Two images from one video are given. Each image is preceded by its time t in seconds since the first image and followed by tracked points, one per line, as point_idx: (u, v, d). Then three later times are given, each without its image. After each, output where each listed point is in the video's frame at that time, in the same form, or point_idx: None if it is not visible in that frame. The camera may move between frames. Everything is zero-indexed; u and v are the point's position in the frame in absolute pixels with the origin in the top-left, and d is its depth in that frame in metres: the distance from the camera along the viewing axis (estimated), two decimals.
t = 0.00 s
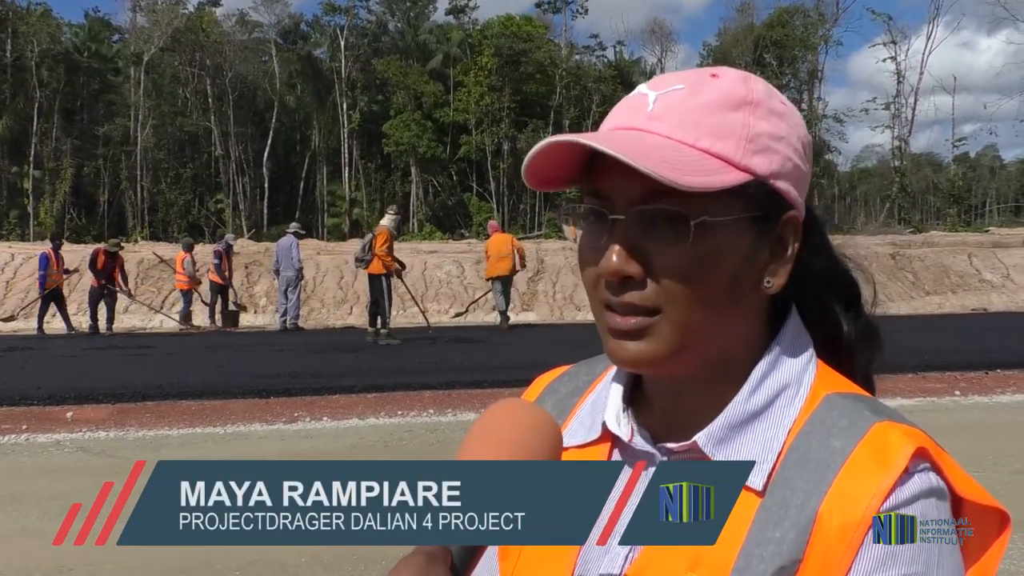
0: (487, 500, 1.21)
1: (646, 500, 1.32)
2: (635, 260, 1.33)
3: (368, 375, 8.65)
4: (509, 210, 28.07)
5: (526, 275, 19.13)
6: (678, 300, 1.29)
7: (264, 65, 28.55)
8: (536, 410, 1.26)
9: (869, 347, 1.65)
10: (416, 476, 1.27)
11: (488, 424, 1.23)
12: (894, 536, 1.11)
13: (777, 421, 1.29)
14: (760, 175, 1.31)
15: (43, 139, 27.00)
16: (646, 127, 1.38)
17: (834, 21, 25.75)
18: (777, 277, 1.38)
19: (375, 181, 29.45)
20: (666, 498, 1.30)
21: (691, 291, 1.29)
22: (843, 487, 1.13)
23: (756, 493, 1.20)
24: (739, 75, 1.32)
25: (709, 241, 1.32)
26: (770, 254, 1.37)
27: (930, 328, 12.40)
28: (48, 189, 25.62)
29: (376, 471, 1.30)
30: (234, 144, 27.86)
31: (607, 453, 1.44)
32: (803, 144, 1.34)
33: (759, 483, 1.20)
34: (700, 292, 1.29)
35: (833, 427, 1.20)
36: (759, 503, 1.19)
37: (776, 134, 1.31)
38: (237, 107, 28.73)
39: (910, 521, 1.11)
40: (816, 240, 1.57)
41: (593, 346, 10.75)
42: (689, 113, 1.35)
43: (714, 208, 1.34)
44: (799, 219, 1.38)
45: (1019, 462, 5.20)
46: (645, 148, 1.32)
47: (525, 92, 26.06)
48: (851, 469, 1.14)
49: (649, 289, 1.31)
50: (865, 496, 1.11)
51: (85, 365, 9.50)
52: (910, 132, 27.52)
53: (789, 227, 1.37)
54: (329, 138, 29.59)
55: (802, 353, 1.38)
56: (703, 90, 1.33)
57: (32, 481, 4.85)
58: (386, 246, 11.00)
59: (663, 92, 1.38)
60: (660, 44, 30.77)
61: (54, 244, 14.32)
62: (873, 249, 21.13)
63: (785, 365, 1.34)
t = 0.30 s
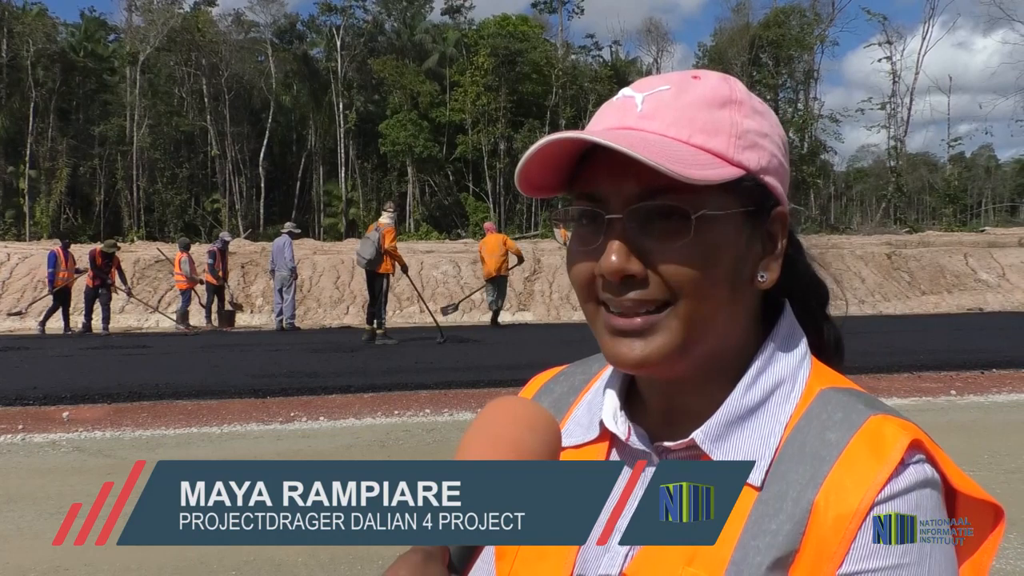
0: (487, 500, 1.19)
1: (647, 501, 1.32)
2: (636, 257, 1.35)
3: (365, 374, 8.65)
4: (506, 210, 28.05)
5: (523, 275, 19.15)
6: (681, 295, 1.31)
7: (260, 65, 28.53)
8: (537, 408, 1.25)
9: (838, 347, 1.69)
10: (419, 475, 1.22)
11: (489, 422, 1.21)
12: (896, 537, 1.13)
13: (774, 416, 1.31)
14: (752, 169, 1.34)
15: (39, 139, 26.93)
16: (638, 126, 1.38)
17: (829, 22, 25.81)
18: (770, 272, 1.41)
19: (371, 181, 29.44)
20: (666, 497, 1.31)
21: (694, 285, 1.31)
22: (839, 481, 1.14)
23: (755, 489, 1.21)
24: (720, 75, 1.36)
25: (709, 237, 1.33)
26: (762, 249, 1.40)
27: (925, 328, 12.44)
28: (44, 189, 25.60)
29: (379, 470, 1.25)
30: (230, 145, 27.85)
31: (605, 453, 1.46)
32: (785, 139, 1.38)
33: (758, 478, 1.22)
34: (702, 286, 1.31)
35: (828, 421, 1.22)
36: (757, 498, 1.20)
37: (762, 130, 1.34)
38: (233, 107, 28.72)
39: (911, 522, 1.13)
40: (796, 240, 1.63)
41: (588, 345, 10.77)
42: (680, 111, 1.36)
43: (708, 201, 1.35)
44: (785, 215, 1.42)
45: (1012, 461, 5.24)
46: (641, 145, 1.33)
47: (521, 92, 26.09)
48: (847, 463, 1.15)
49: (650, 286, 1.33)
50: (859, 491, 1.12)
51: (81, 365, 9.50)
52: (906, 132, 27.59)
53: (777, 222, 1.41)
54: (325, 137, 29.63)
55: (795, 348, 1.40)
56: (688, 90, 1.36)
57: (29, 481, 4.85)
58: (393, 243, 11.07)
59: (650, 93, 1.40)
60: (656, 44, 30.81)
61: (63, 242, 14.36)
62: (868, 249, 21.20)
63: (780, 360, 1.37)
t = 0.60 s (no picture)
0: (487, 499, 1.20)
1: (645, 501, 1.32)
2: (629, 267, 1.36)
3: (364, 374, 8.67)
4: (506, 210, 28.07)
5: (523, 275, 19.15)
6: (675, 301, 1.32)
7: (260, 65, 28.51)
8: (528, 407, 1.28)
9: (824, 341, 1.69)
10: (418, 476, 1.22)
11: (485, 420, 1.24)
12: (895, 537, 1.14)
13: (766, 415, 1.32)
14: (740, 169, 1.34)
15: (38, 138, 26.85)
16: (624, 134, 1.39)
17: (829, 22, 25.82)
18: (759, 269, 1.43)
19: (371, 181, 29.46)
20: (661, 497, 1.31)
21: (686, 292, 1.32)
22: (834, 477, 1.15)
23: (750, 487, 1.21)
24: (702, 74, 1.35)
25: (700, 242, 1.34)
26: (752, 248, 1.42)
27: (925, 327, 12.45)
28: (44, 189, 25.62)
29: (378, 471, 1.25)
30: (230, 145, 27.84)
31: (599, 452, 1.47)
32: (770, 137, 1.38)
33: (751, 478, 1.22)
34: (695, 292, 1.32)
35: (822, 419, 1.23)
36: (751, 493, 1.21)
37: (746, 130, 1.35)
38: (232, 107, 28.77)
39: (910, 521, 1.14)
40: (785, 234, 1.63)
41: (588, 345, 10.77)
42: (666, 116, 1.37)
43: (699, 205, 1.36)
44: (774, 213, 1.43)
45: (1012, 461, 5.24)
46: (627, 156, 1.33)
47: (521, 92, 26.05)
48: (841, 460, 1.16)
49: (645, 294, 1.34)
50: (853, 490, 1.13)
51: (81, 365, 9.51)
52: (906, 132, 27.62)
53: (767, 220, 1.42)
54: (324, 137, 29.69)
55: (788, 343, 1.42)
56: (671, 92, 1.35)
57: (29, 481, 4.86)
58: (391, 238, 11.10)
59: (636, 97, 1.40)
60: (656, 44, 30.83)
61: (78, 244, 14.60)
62: (868, 249, 21.20)
63: (773, 358, 1.38)
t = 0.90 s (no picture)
0: (486, 499, 1.20)
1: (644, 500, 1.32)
2: (623, 275, 1.36)
3: (364, 374, 8.67)
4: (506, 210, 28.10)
5: (522, 275, 19.17)
6: (667, 308, 1.33)
7: (260, 65, 28.50)
8: (526, 406, 1.28)
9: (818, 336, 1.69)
10: (417, 475, 1.22)
11: (482, 415, 1.22)
12: (893, 537, 1.14)
13: (762, 416, 1.32)
14: (729, 172, 1.35)
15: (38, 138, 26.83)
16: (613, 141, 1.39)
17: (829, 23, 25.85)
18: (753, 269, 1.43)
19: (371, 181, 29.50)
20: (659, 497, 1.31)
21: (680, 297, 1.32)
22: (827, 477, 1.16)
23: (747, 486, 1.22)
24: (687, 78, 1.36)
25: (691, 245, 1.35)
26: (744, 249, 1.42)
27: (925, 329, 12.46)
28: (44, 189, 25.66)
29: (378, 472, 1.25)
30: (230, 145, 27.86)
31: (597, 453, 1.48)
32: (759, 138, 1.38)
33: (747, 477, 1.23)
34: (689, 298, 1.33)
35: (818, 419, 1.24)
36: (748, 494, 1.21)
37: (733, 133, 1.35)
38: (232, 107, 28.82)
39: (910, 521, 1.15)
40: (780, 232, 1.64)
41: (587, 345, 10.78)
42: (654, 121, 1.37)
43: (690, 209, 1.36)
44: (765, 212, 1.43)
45: (1011, 462, 5.25)
46: (618, 162, 1.34)
47: (521, 93, 26.07)
48: (834, 461, 1.16)
49: (639, 302, 1.34)
50: (848, 489, 1.13)
51: (81, 364, 9.52)
52: (905, 133, 27.67)
53: (757, 221, 1.42)
54: (325, 138, 29.73)
55: (783, 343, 1.42)
56: (658, 97, 1.36)
57: (28, 481, 4.86)
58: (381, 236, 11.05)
59: (622, 104, 1.41)
60: (655, 44, 30.87)
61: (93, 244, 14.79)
62: (868, 250, 21.22)
63: (767, 359, 1.38)
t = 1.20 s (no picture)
0: (486, 499, 1.20)
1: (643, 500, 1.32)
2: (621, 264, 1.36)
3: (364, 375, 8.68)
4: (506, 211, 28.11)
5: (522, 275, 19.17)
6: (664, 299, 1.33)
7: (260, 66, 28.44)
8: (524, 406, 1.27)
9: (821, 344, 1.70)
10: (417, 475, 1.21)
11: (481, 413, 1.23)
12: (893, 536, 1.15)
13: (761, 414, 1.32)
14: (734, 171, 1.35)
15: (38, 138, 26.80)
16: (621, 133, 1.40)
17: (829, 24, 25.85)
18: (754, 271, 1.43)
19: (371, 182, 29.54)
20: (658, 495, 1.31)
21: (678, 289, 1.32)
22: (825, 478, 1.16)
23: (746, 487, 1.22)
24: (701, 77, 1.36)
25: (691, 239, 1.35)
26: (745, 249, 1.42)
27: (924, 330, 12.47)
28: (44, 189, 25.64)
29: (378, 472, 1.25)
30: (230, 145, 27.85)
31: (596, 451, 1.48)
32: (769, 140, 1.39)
33: (747, 477, 1.23)
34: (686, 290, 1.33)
35: (816, 418, 1.24)
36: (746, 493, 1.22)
37: (743, 132, 1.35)
38: (232, 107, 28.83)
39: (908, 521, 1.15)
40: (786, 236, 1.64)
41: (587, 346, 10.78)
42: (662, 115, 1.38)
43: (692, 205, 1.36)
44: (770, 215, 1.43)
45: (1011, 464, 5.25)
46: (621, 153, 1.34)
47: (521, 93, 26.09)
48: (832, 461, 1.17)
49: (637, 291, 1.34)
50: (846, 489, 1.13)
51: (81, 365, 9.51)
52: (904, 134, 27.69)
53: (761, 223, 1.42)
54: (324, 138, 29.74)
55: (784, 344, 1.42)
56: (669, 93, 1.37)
57: (27, 481, 4.86)
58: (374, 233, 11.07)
59: (633, 98, 1.42)
60: (655, 45, 30.89)
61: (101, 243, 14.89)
62: (868, 251, 21.24)
63: (768, 359, 1.38)
